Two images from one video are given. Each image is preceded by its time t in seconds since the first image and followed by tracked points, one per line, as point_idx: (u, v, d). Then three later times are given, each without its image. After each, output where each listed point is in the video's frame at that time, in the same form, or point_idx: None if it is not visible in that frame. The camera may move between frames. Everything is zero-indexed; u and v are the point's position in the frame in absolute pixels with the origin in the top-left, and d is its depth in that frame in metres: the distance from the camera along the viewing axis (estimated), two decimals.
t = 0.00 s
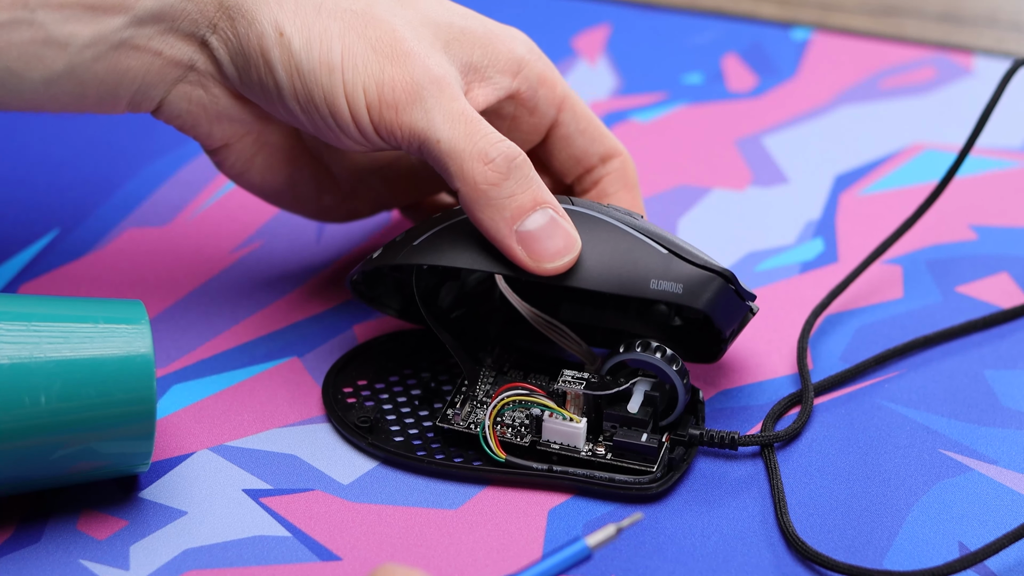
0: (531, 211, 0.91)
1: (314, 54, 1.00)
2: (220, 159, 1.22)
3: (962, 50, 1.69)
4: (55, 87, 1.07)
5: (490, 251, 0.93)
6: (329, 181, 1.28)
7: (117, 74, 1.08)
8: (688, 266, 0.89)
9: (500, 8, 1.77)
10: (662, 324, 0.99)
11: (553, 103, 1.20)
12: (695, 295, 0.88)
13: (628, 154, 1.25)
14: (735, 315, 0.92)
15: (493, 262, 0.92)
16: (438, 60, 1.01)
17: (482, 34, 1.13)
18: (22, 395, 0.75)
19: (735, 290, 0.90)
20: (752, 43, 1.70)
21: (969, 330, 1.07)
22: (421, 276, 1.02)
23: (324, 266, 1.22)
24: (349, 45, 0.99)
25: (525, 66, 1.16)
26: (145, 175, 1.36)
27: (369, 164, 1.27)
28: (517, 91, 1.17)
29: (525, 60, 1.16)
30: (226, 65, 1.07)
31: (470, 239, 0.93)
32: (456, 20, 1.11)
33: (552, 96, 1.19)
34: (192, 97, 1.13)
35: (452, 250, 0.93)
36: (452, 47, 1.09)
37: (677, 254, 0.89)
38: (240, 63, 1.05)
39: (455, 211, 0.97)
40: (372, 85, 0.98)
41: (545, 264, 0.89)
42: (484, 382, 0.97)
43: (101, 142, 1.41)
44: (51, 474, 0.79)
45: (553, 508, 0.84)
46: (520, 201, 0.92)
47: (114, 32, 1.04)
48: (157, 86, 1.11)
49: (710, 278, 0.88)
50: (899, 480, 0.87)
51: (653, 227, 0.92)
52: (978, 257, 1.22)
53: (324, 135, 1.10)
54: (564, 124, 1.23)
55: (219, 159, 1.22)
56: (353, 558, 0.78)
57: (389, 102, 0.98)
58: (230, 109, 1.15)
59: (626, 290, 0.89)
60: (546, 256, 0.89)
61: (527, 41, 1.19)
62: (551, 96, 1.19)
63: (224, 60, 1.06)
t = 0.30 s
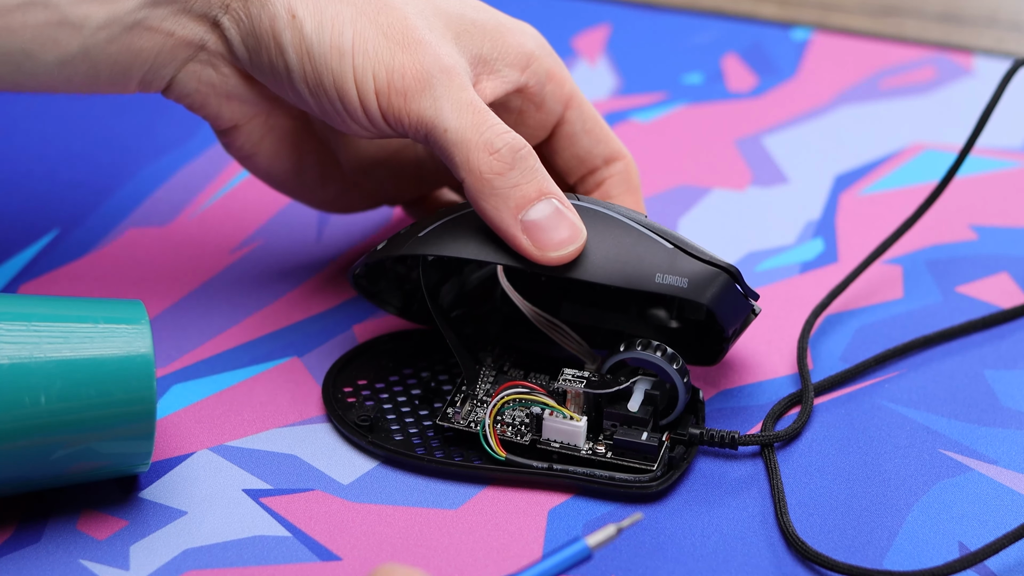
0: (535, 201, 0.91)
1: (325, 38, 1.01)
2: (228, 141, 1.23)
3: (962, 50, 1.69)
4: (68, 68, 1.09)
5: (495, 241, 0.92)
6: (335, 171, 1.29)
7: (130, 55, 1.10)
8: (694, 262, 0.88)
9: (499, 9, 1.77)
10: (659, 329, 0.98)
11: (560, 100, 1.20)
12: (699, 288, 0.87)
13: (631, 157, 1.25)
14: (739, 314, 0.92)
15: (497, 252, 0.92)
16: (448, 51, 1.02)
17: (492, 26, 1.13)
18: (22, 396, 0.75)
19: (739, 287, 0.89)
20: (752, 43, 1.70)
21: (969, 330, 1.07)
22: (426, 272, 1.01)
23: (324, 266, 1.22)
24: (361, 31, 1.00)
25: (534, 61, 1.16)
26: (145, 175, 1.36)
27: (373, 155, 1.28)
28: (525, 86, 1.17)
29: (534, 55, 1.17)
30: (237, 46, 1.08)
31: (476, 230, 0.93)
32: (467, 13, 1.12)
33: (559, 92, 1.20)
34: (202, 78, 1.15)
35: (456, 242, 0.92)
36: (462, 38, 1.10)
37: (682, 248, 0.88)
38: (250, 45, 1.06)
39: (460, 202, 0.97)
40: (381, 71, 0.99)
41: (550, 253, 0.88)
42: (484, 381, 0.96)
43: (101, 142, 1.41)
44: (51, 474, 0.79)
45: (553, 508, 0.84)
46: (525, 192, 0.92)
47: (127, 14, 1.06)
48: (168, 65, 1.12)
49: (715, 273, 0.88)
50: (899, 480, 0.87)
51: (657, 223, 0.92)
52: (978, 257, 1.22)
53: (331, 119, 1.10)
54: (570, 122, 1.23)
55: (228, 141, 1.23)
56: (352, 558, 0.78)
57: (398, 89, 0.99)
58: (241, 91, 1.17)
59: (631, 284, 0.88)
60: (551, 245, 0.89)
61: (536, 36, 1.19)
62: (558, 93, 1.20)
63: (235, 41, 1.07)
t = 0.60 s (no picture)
0: (533, 207, 0.91)
1: (332, 35, 1.01)
2: (237, 134, 1.23)
3: (962, 50, 1.69)
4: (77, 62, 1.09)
5: (493, 247, 0.92)
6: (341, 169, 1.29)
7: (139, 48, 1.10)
8: (692, 273, 0.88)
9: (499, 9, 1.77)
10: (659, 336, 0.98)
11: (565, 101, 1.20)
12: (698, 302, 0.87)
13: (635, 162, 1.25)
14: (736, 325, 0.91)
15: (494, 256, 0.92)
16: (453, 53, 1.02)
17: (500, 27, 1.13)
18: (22, 395, 0.75)
19: (736, 300, 0.90)
20: (752, 43, 1.70)
21: (969, 330, 1.07)
22: (426, 274, 1.01)
23: (323, 266, 1.22)
24: (368, 30, 1.01)
25: (539, 63, 1.16)
26: (145, 175, 1.36)
27: (382, 154, 1.30)
28: (530, 87, 1.17)
29: (540, 56, 1.17)
30: (245, 41, 1.08)
31: (474, 234, 0.93)
32: (476, 13, 1.11)
33: (564, 94, 1.20)
34: (210, 73, 1.15)
35: (455, 245, 0.92)
36: (470, 40, 1.10)
37: (681, 260, 0.89)
38: (259, 39, 1.06)
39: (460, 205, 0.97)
40: (386, 71, 1.00)
41: (546, 259, 0.88)
42: (484, 382, 0.96)
43: (101, 142, 1.41)
44: (51, 473, 0.79)
45: (553, 508, 0.84)
46: (523, 199, 0.92)
47: (138, 7, 1.06)
48: (177, 58, 1.13)
49: (714, 286, 0.88)
50: (899, 480, 0.87)
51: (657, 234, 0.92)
52: (978, 257, 1.22)
53: (336, 117, 1.11)
54: (575, 124, 1.23)
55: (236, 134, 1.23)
56: (353, 558, 0.78)
57: (402, 90, 0.99)
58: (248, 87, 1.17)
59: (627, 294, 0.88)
60: (548, 251, 0.89)
61: (543, 37, 1.19)
62: (563, 95, 1.20)
63: (243, 35, 1.07)
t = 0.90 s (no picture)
0: (536, 207, 0.91)
1: (333, 37, 1.01)
2: (239, 139, 1.24)
3: (962, 50, 1.69)
4: (79, 65, 1.10)
5: (496, 247, 0.92)
6: (344, 173, 1.29)
7: (141, 52, 1.11)
8: (695, 272, 0.88)
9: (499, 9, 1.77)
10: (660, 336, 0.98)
11: (566, 104, 1.20)
12: (699, 302, 0.87)
13: (638, 162, 1.25)
14: (739, 325, 0.91)
15: (498, 255, 0.91)
16: (455, 55, 1.02)
17: (500, 30, 1.13)
18: (21, 394, 0.74)
19: (739, 300, 0.90)
20: (752, 43, 1.70)
21: (969, 330, 1.07)
22: (427, 273, 1.00)
23: (323, 265, 1.22)
24: (368, 32, 1.01)
25: (540, 65, 1.17)
26: (145, 175, 1.36)
27: (383, 154, 1.29)
28: (531, 89, 1.17)
29: (541, 58, 1.17)
30: (246, 44, 1.08)
31: (478, 233, 0.93)
32: (476, 16, 1.12)
33: (566, 96, 1.20)
34: (211, 77, 1.16)
35: (457, 245, 0.92)
36: (470, 42, 1.10)
37: (683, 260, 0.89)
38: (259, 43, 1.07)
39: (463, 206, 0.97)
40: (387, 73, 1.00)
41: (550, 258, 0.88)
42: (485, 382, 0.96)
43: (101, 142, 1.41)
44: (51, 473, 0.79)
45: (553, 508, 0.84)
46: (526, 199, 0.92)
47: (139, 11, 1.07)
48: (178, 62, 1.14)
49: (716, 287, 0.87)
50: (899, 480, 0.87)
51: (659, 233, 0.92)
52: (978, 257, 1.22)
53: (337, 119, 1.11)
54: (577, 126, 1.23)
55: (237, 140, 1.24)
56: (352, 558, 0.78)
57: (403, 91, 0.99)
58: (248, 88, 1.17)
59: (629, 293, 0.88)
60: (552, 250, 0.88)
61: (544, 38, 1.19)
62: (565, 97, 1.20)
63: (244, 38, 1.08)
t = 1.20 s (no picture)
0: (536, 200, 0.91)
1: (332, 36, 1.01)
2: (239, 141, 1.23)
3: (961, 50, 1.69)
4: (79, 68, 1.10)
5: (498, 242, 0.92)
6: (344, 171, 1.29)
7: (140, 55, 1.11)
8: (697, 266, 0.88)
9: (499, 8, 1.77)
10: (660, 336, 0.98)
11: (565, 104, 1.21)
12: (702, 295, 0.87)
13: (638, 162, 1.25)
14: (741, 319, 0.91)
15: (499, 250, 0.91)
16: (453, 52, 1.03)
17: (498, 30, 1.13)
18: (22, 395, 0.74)
19: (742, 292, 0.89)
20: (752, 43, 1.70)
21: (968, 330, 1.07)
22: (428, 273, 1.01)
23: (324, 265, 1.22)
24: (367, 30, 1.01)
25: (538, 64, 1.17)
26: (145, 175, 1.36)
27: (382, 154, 1.29)
28: (529, 88, 1.17)
29: (538, 58, 1.17)
30: (245, 44, 1.08)
31: (478, 230, 0.93)
32: (474, 16, 1.12)
33: (564, 95, 1.20)
34: (211, 79, 1.16)
35: (458, 243, 0.92)
36: (468, 41, 1.10)
37: (686, 253, 0.88)
38: (258, 43, 1.07)
39: (462, 203, 0.97)
40: (386, 71, 1.00)
41: (552, 252, 0.88)
42: (485, 382, 0.96)
43: (101, 142, 1.41)
44: (52, 474, 0.79)
45: (553, 508, 0.84)
46: (526, 193, 0.92)
47: (138, 13, 1.07)
48: (178, 64, 1.14)
49: (719, 279, 0.88)
50: (899, 480, 0.87)
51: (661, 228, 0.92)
52: (978, 257, 1.22)
53: (336, 119, 1.11)
54: (575, 125, 1.23)
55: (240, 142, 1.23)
56: (352, 558, 0.78)
57: (402, 89, 0.99)
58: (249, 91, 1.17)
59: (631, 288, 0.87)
60: (553, 244, 0.88)
61: (542, 38, 1.19)
62: (564, 96, 1.20)
63: (243, 38, 1.08)
